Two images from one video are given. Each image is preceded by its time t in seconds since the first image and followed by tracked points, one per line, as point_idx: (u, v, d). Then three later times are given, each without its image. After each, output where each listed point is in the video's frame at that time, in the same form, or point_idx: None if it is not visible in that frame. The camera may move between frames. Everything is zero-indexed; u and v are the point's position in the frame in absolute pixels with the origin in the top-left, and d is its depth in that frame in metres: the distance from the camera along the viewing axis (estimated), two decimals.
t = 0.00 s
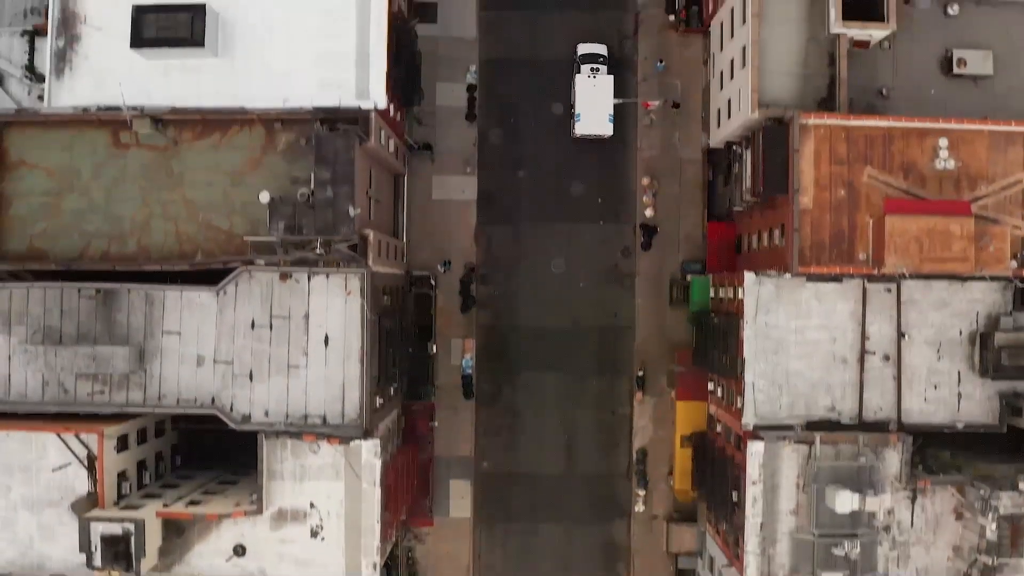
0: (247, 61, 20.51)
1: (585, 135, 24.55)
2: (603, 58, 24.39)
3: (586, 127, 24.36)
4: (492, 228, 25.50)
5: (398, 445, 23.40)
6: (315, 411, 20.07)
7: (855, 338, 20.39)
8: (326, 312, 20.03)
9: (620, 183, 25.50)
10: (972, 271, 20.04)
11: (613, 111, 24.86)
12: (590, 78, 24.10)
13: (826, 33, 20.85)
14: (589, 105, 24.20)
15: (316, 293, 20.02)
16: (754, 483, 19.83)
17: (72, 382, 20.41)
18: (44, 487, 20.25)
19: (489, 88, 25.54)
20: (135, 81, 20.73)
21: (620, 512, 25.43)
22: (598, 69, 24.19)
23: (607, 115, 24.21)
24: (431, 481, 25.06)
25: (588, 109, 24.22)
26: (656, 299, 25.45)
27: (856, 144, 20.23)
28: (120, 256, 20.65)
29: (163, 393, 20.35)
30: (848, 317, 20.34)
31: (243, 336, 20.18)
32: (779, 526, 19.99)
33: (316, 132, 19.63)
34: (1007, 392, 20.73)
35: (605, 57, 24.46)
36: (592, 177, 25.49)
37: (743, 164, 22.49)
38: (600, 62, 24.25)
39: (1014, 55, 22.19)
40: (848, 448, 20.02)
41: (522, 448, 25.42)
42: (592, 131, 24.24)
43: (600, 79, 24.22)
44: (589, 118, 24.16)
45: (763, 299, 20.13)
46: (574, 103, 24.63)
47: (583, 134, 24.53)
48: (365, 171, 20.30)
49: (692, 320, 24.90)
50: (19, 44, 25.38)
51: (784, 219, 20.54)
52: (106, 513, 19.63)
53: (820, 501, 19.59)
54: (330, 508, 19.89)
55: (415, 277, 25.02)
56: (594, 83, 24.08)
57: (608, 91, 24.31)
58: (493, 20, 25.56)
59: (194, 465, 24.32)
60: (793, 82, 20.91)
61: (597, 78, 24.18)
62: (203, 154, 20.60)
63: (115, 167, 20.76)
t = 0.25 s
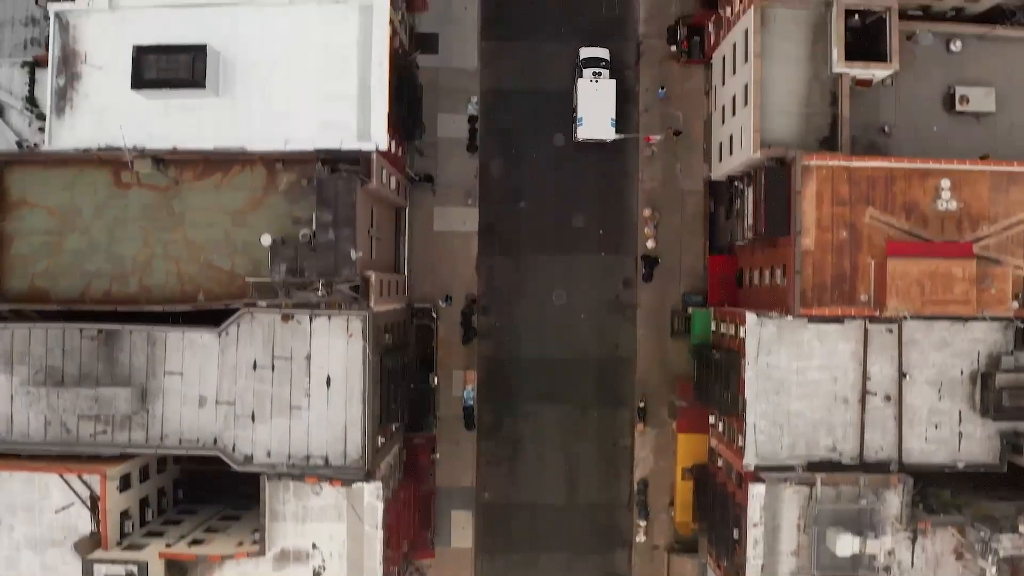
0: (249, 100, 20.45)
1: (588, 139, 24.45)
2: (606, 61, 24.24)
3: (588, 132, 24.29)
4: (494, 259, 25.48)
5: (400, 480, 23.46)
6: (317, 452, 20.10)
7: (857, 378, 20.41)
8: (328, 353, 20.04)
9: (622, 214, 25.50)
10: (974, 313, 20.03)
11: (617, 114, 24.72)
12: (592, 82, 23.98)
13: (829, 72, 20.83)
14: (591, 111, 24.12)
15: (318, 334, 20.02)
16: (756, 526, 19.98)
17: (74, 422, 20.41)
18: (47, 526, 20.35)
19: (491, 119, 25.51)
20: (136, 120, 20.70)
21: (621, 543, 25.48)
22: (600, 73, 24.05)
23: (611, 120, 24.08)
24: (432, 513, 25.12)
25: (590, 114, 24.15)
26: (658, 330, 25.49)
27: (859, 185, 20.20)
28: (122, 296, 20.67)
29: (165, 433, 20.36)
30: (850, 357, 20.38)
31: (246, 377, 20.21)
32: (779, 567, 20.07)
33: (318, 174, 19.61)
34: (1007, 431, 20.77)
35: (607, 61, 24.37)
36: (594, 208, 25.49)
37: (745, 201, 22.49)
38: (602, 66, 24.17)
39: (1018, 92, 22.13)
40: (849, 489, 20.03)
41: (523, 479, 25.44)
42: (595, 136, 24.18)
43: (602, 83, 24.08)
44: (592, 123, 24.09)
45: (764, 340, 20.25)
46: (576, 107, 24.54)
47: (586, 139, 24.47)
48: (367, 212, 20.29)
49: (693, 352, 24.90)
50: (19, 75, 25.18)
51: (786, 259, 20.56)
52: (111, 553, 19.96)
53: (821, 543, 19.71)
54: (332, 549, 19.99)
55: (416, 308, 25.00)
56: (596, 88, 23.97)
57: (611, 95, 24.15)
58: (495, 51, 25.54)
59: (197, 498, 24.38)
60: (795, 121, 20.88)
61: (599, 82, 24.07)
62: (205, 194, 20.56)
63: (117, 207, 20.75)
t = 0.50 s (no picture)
0: (250, 141, 20.42)
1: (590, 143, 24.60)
2: (607, 66, 24.52)
3: (590, 136, 24.45)
4: (496, 291, 25.49)
5: (403, 513, 23.71)
6: (319, 493, 20.13)
7: (858, 419, 20.44)
8: (330, 394, 20.08)
9: (623, 245, 25.51)
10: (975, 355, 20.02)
11: (617, 119, 24.95)
12: (594, 86, 24.22)
13: (831, 111, 20.82)
14: (593, 114, 24.31)
15: (320, 376, 20.06)
16: (756, 567, 20.21)
17: (77, 462, 20.45)
18: (49, 566, 20.40)
19: (493, 150, 25.52)
20: (137, 160, 20.65)
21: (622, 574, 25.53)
22: (602, 77, 24.34)
23: (611, 123, 24.29)
24: (433, 545, 25.21)
25: (592, 118, 24.34)
26: (659, 362, 25.50)
27: (860, 226, 20.20)
28: (124, 336, 20.69)
29: (167, 474, 20.40)
30: (851, 398, 20.40)
31: (248, 418, 20.23)
32: None
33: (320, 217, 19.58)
34: (1007, 470, 20.83)
35: (609, 66, 24.61)
36: (595, 239, 25.50)
37: (747, 238, 22.52)
38: (604, 70, 24.41)
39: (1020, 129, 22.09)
40: (850, 531, 20.10)
41: (524, 511, 25.41)
42: (596, 140, 24.33)
43: (604, 87, 24.34)
44: (593, 127, 24.25)
45: (765, 383, 20.28)
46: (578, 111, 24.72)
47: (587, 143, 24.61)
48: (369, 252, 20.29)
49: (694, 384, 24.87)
50: (20, 107, 25.27)
51: (787, 299, 20.59)
52: None
53: None
54: None
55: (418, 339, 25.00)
56: (597, 91, 24.19)
57: (612, 100, 24.39)
58: (497, 83, 25.56)
59: (199, 531, 24.56)
60: (797, 160, 20.87)
61: (600, 86, 24.32)
62: (206, 235, 20.56)
63: (118, 247, 20.75)
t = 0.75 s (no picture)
0: (251, 182, 20.40)
1: (591, 148, 24.61)
2: (609, 70, 24.52)
3: (592, 141, 24.45)
4: (497, 323, 25.48)
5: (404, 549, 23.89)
6: (321, 534, 20.18)
7: (859, 460, 20.48)
8: (332, 436, 20.13)
9: (625, 277, 25.50)
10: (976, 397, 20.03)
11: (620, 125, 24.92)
12: (595, 90, 24.25)
13: (833, 152, 20.80)
14: (594, 118, 24.34)
15: (322, 417, 20.09)
16: None
17: (80, 502, 20.47)
18: None
19: (494, 182, 25.50)
20: (138, 200, 20.64)
21: None
22: (603, 82, 24.35)
23: (613, 128, 24.26)
24: None
25: (593, 122, 24.35)
26: (660, 394, 25.48)
27: (862, 267, 20.19)
28: (126, 377, 20.73)
29: (170, 514, 20.44)
30: (852, 439, 20.44)
31: (250, 459, 20.27)
32: None
33: (322, 261, 19.64)
34: (1008, 510, 20.86)
35: (611, 71, 24.60)
36: (596, 271, 25.50)
37: (748, 275, 22.49)
38: (606, 75, 24.41)
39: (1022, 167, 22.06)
40: (850, 572, 20.15)
41: (525, 543, 25.41)
42: (598, 145, 24.30)
43: (606, 92, 24.34)
44: (595, 131, 24.26)
45: (766, 425, 20.32)
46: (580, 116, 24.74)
47: (589, 148, 24.61)
48: (370, 294, 20.32)
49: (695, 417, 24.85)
50: (20, 138, 25.22)
51: (789, 340, 20.61)
52: None
53: None
54: None
55: (420, 372, 25.04)
56: (599, 96, 24.22)
57: (614, 104, 24.39)
58: (498, 115, 25.57)
59: (200, 564, 24.63)
60: (799, 200, 20.85)
61: (602, 91, 24.34)
62: (207, 275, 20.56)
63: (120, 288, 20.76)
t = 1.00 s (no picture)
0: (252, 223, 20.37)
1: (592, 153, 24.87)
2: (610, 75, 24.56)
3: (593, 146, 24.70)
4: (498, 354, 25.52)
5: None
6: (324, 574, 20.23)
7: (859, 500, 20.54)
8: (334, 477, 20.17)
9: (626, 309, 25.50)
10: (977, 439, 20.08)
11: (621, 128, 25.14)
12: (596, 96, 24.37)
13: (835, 192, 20.76)
14: (595, 124, 24.53)
15: (324, 459, 20.14)
16: None
17: (83, 542, 20.58)
18: None
19: (495, 214, 25.50)
20: (139, 241, 20.59)
21: None
22: (604, 87, 24.44)
23: (615, 134, 24.52)
24: None
25: (595, 128, 24.57)
26: (661, 426, 25.49)
27: (864, 309, 20.20)
28: (128, 417, 20.79)
29: (172, 554, 20.51)
30: (853, 480, 20.49)
31: (252, 500, 20.32)
32: None
33: (324, 303, 19.70)
34: (1008, 549, 20.93)
35: (612, 75, 24.69)
36: (598, 303, 25.48)
37: (750, 312, 22.45)
38: (608, 80, 24.49)
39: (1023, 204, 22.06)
40: None
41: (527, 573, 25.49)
42: (599, 150, 24.63)
43: (607, 97, 24.50)
44: (597, 137, 24.51)
45: (767, 466, 20.40)
46: (581, 120, 24.93)
47: (589, 153, 24.91)
48: (372, 335, 20.44)
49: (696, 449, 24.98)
50: (21, 171, 25.21)
51: (790, 381, 20.64)
52: None
53: None
54: None
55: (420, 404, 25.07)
56: (601, 102, 24.38)
57: (615, 109, 24.57)
58: (499, 146, 25.58)
59: None
60: (802, 241, 20.82)
61: (604, 96, 24.47)
62: (209, 316, 20.61)
63: (122, 328, 20.79)
